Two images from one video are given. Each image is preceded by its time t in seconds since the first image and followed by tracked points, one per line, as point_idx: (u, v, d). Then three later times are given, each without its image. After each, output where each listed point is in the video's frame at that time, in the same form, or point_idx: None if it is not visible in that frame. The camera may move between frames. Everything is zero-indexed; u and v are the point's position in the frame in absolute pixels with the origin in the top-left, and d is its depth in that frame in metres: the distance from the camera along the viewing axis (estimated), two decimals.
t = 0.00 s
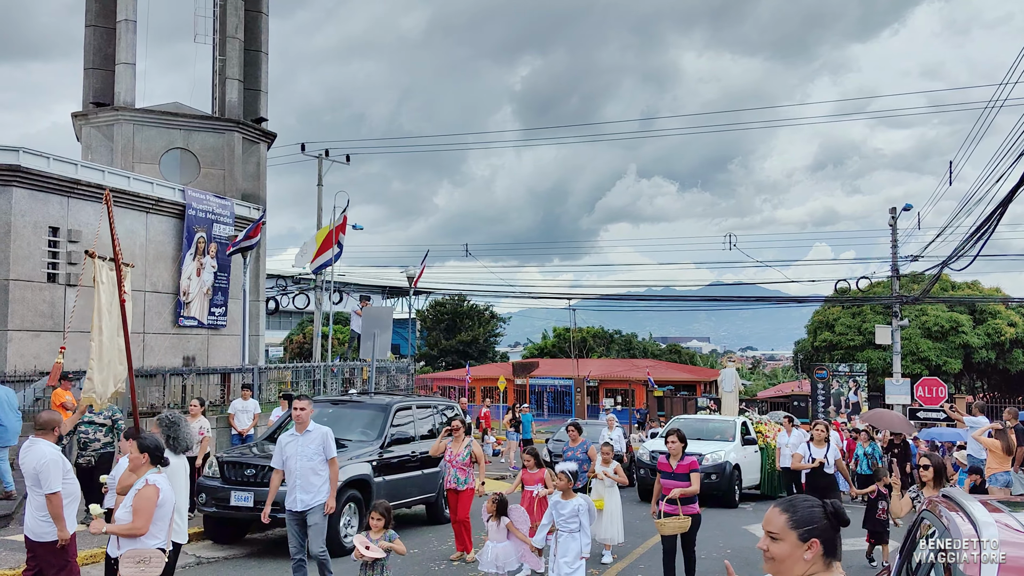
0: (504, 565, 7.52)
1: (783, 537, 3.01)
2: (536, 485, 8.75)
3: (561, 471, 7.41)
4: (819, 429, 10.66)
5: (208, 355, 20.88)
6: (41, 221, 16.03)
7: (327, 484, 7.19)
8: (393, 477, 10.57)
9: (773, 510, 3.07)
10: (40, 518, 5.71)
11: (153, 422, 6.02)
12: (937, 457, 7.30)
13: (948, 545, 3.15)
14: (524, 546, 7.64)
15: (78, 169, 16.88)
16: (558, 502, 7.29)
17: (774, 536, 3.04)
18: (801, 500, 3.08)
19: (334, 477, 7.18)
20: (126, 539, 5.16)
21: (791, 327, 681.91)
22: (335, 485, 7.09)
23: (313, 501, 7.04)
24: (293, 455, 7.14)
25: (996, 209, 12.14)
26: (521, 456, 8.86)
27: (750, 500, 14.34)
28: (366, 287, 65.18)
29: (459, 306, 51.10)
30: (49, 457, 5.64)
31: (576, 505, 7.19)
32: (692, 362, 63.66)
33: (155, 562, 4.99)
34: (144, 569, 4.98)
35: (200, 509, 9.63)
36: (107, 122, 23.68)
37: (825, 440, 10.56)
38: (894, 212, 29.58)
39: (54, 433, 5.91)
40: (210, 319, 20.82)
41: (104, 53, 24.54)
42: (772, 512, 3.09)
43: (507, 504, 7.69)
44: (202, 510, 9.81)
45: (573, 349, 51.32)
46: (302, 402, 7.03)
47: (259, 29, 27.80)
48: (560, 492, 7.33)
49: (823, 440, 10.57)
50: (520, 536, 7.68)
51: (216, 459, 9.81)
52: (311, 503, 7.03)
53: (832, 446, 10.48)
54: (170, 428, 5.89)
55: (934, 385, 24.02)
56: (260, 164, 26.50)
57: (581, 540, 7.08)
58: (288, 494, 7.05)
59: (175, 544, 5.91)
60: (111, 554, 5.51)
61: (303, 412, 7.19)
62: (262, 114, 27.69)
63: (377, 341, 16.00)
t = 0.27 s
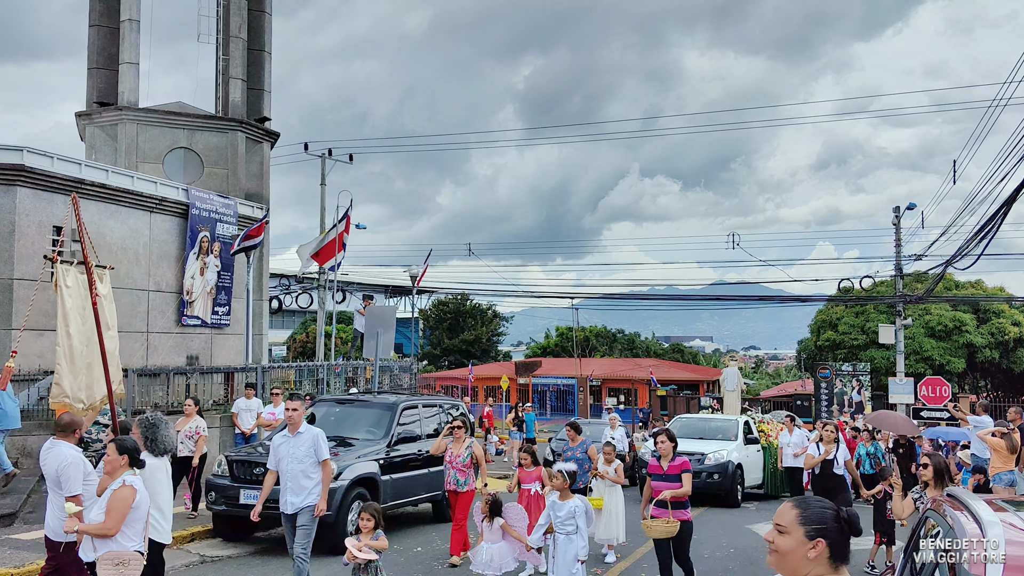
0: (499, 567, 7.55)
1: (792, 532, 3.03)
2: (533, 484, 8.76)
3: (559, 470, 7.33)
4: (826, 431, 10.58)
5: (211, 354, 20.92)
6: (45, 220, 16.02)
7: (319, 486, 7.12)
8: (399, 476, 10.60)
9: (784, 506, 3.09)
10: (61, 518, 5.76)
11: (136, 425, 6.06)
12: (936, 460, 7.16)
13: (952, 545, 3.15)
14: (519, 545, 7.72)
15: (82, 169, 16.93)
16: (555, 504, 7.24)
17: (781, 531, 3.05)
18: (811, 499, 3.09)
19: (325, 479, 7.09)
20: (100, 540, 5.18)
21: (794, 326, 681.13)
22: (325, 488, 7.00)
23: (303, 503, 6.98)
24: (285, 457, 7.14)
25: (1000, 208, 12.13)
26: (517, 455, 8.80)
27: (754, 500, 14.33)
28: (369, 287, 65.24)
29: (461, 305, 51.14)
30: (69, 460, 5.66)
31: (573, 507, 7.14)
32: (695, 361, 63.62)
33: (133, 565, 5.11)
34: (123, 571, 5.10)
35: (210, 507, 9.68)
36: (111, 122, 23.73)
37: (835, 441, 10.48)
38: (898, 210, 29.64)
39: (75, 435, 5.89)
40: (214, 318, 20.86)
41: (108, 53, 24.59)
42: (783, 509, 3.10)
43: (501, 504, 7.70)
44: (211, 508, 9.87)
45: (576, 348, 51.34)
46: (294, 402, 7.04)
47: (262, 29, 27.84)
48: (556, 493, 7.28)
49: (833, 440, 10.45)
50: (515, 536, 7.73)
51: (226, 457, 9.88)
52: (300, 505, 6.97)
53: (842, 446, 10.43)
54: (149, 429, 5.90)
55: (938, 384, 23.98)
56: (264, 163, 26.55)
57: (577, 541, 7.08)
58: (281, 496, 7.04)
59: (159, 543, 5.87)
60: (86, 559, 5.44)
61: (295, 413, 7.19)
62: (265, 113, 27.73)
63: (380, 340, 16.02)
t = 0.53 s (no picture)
0: (494, 568, 7.59)
1: (809, 533, 3.01)
2: (533, 484, 8.73)
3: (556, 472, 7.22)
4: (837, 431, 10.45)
5: (214, 354, 20.94)
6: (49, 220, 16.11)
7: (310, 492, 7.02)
8: (407, 475, 10.61)
9: (799, 507, 3.08)
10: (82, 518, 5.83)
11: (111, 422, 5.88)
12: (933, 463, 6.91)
13: (960, 545, 3.15)
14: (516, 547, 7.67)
15: (86, 169, 16.97)
16: (552, 505, 7.15)
17: (798, 532, 3.03)
18: (825, 500, 3.09)
19: (316, 486, 6.98)
20: (73, 539, 5.00)
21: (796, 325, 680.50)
22: (314, 495, 6.90)
23: (290, 509, 6.90)
24: (277, 460, 7.08)
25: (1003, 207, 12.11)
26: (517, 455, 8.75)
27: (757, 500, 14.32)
28: (371, 286, 65.25)
29: (464, 305, 51.16)
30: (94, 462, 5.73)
31: (571, 509, 7.04)
32: (697, 360, 63.59)
33: (103, 563, 4.96)
34: (92, 570, 4.95)
35: (220, 506, 9.71)
36: (114, 122, 23.75)
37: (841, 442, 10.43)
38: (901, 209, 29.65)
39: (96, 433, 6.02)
40: (217, 317, 20.86)
41: (111, 52, 24.61)
42: (797, 509, 3.10)
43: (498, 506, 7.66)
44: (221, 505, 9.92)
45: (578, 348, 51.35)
46: (285, 406, 6.95)
47: (265, 29, 27.86)
48: (555, 495, 7.17)
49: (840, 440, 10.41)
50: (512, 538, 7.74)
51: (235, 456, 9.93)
52: (288, 511, 6.90)
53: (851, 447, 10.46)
54: (123, 428, 5.73)
55: (941, 384, 23.94)
56: (266, 163, 26.57)
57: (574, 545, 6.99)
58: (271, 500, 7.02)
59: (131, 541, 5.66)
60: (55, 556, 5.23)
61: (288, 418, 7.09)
62: (268, 113, 27.75)
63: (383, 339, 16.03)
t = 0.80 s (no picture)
0: (490, 571, 7.52)
1: (817, 535, 3.02)
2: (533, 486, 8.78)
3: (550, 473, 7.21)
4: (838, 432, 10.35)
5: (217, 353, 20.97)
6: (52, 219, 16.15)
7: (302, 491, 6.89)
8: (413, 474, 10.65)
9: (806, 508, 3.09)
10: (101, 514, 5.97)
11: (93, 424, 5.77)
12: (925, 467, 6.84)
13: (965, 546, 3.16)
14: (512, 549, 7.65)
15: (90, 168, 17.00)
16: (546, 507, 7.11)
17: (805, 533, 3.04)
18: (831, 502, 3.11)
19: (307, 485, 6.84)
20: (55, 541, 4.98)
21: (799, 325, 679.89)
22: (306, 495, 6.76)
23: (282, 509, 6.77)
24: (268, 458, 6.92)
25: (1007, 207, 12.10)
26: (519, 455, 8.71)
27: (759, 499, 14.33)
28: (373, 286, 65.33)
29: (466, 304, 51.20)
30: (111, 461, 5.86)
31: (566, 510, 7.00)
32: (699, 360, 63.57)
33: (84, 563, 4.93)
34: (73, 570, 4.91)
35: (228, 504, 9.76)
36: (117, 122, 23.80)
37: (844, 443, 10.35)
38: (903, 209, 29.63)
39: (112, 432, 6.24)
40: (221, 317, 20.90)
41: (114, 52, 24.66)
42: (804, 511, 3.11)
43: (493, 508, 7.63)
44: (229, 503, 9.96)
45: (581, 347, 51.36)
46: (279, 403, 6.80)
47: (267, 29, 27.89)
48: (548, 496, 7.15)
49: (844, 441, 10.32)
50: (507, 540, 7.72)
51: (243, 454, 9.99)
52: (279, 511, 6.76)
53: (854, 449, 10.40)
54: (107, 426, 5.63)
55: (944, 383, 23.93)
56: (269, 162, 26.61)
57: (568, 547, 6.93)
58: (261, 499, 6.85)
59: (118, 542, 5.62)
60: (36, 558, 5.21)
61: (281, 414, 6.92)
62: (271, 112, 27.78)
63: (386, 339, 16.04)
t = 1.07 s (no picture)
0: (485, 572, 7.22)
1: (822, 533, 3.02)
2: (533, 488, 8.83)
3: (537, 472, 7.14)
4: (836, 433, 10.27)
5: (219, 352, 21.00)
6: (54, 218, 16.16)
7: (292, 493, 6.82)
8: (416, 473, 10.67)
9: (810, 507, 3.10)
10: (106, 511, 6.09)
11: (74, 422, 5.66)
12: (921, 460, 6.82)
13: (969, 545, 3.17)
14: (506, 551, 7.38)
15: (92, 168, 17.01)
16: (531, 507, 7.02)
17: (810, 533, 3.04)
18: (838, 502, 3.11)
19: (297, 486, 6.76)
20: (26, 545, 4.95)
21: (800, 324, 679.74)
22: (296, 497, 6.70)
23: (273, 511, 6.71)
24: (261, 458, 6.88)
25: (1008, 206, 12.09)
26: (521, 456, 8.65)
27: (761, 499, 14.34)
28: (374, 285, 65.37)
29: (467, 303, 51.23)
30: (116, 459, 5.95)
31: (551, 509, 6.92)
32: (701, 359, 63.55)
33: (52, 567, 4.87)
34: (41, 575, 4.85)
35: (233, 503, 9.78)
36: (119, 121, 23.82)
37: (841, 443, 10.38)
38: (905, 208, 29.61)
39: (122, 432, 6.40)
40: (223, 316, 20.93)
41: (116, 52, 24.68)
42: (809, 509, 3.11)
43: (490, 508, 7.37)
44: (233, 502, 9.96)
45: (582, 347, 51.34)
46: (269, 402, 6.75)
47: (269, 28, 27.91)
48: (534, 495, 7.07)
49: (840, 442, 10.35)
50: (502, 542, 7.39)
51: (248, 454, 10.02)
52: (271, 513, 6.72)
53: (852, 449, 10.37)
54: (86, 427, 5.52)
55: (946, 383, 23.92)
56: (271, 162, 26.63)
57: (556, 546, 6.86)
58: (253, 500, 6.78)
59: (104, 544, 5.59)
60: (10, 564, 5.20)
61: (273, 414, 6.91)
62: (273, 112, 27.80)
63: (388, 338, 16.05)
